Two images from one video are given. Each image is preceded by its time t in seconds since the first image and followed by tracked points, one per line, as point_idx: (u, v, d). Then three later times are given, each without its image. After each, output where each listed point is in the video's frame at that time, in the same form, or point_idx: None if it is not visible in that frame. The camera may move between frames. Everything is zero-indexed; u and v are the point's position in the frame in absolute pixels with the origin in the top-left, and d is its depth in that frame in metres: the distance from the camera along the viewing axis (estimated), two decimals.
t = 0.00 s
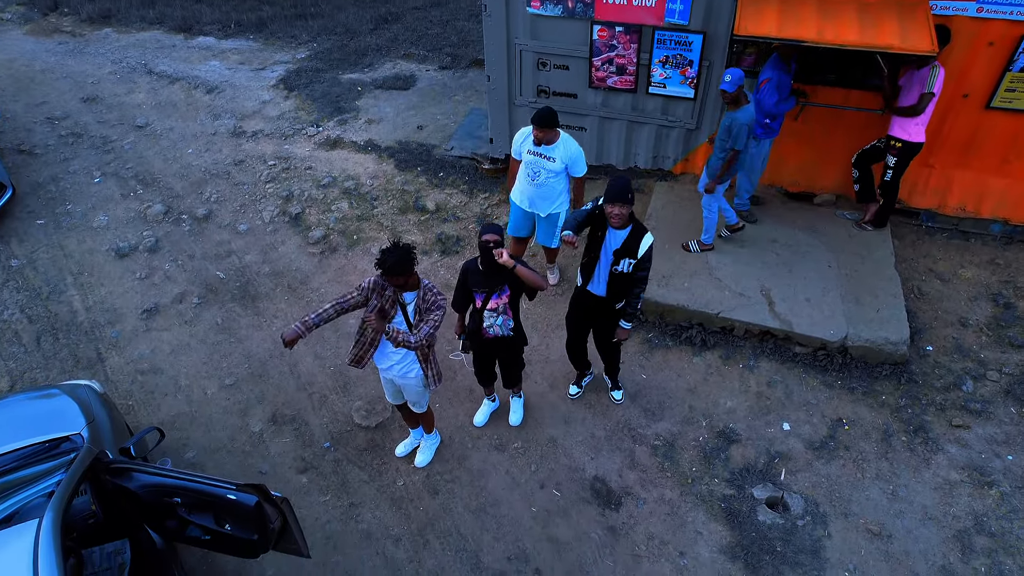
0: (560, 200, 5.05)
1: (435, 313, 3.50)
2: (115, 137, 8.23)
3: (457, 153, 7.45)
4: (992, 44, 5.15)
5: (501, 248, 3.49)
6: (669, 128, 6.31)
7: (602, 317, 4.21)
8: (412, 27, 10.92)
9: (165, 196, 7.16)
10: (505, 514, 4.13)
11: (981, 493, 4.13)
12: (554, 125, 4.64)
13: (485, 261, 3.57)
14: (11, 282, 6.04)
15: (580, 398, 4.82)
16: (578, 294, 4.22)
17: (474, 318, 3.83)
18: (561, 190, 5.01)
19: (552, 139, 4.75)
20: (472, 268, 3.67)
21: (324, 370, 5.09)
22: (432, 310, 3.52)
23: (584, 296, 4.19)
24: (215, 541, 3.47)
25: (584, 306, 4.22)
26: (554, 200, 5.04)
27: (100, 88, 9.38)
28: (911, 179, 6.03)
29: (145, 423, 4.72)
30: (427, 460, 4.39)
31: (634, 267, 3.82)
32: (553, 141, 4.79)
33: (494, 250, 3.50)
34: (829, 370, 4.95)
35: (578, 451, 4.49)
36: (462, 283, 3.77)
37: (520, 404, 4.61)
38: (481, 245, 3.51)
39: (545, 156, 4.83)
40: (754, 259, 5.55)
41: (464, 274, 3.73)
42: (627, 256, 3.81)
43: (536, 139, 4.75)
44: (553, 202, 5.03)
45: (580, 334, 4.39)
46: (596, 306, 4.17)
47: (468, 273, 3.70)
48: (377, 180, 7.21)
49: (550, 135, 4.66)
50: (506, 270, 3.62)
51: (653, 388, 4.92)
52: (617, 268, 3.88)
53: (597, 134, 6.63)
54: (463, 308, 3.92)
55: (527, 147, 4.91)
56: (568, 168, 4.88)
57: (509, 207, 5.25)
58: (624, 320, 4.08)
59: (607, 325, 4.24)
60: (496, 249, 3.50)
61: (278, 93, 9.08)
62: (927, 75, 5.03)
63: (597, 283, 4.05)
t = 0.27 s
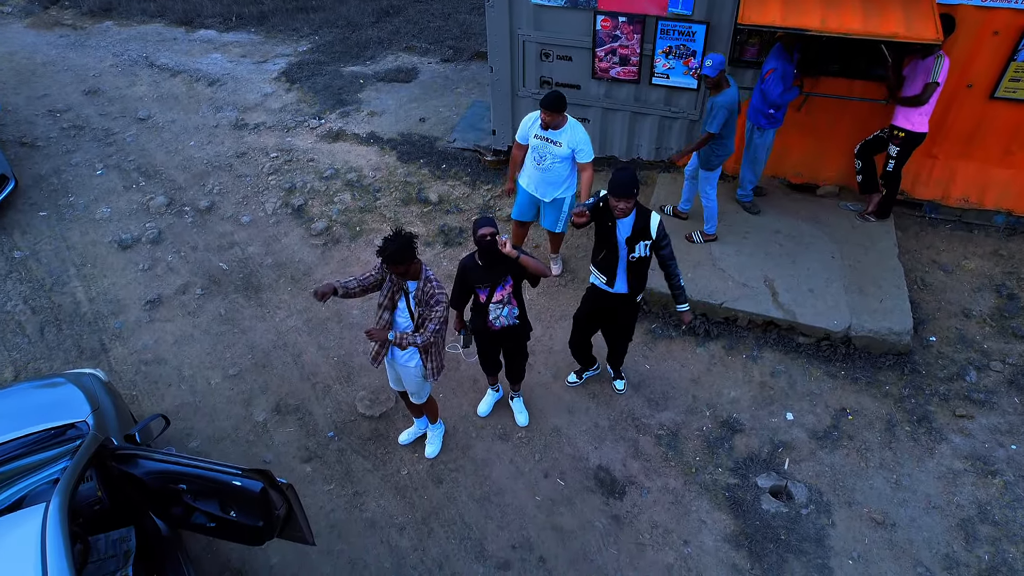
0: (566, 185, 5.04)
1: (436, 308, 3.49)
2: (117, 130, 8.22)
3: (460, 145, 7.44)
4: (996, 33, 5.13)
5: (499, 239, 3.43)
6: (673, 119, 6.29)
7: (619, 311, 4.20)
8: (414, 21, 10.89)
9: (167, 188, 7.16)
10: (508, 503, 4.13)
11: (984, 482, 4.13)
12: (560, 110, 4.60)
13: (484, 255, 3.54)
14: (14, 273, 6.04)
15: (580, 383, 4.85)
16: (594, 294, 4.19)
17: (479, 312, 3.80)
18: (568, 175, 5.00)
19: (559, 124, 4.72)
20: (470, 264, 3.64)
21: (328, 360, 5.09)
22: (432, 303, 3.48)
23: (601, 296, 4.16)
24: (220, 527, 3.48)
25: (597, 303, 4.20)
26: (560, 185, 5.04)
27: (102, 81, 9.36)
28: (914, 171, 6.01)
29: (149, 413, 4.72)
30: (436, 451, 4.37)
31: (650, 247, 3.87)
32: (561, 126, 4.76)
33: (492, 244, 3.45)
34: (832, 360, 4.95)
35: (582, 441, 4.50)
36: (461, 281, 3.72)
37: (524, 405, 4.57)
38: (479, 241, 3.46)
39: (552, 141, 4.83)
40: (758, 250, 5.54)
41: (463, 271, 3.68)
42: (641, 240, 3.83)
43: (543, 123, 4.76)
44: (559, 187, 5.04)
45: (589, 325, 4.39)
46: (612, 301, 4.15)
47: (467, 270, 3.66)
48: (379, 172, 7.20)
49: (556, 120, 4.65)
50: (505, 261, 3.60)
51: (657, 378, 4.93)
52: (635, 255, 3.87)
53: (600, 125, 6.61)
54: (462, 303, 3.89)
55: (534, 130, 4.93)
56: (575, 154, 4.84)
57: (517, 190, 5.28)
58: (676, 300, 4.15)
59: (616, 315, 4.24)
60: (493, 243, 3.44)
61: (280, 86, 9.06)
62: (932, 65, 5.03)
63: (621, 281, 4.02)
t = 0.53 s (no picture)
0: (561, 177, 5.07)
1: (432, 294, 3.47)
2: (124, 129, 8.29)
3: (464, 144, 7.50)
4: (996, 31, 5.18)
5: (509, 238, 3.55)
6: (676, 117, 6.35)
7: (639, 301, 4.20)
8: (418, 22, 10.97)
9: (174, 185, 7.22)
10: (514, 494, 4.17)
11: (986, 474, 4.16)
12: (555, 99, 4.65)
13: (494, 256, 3.59)
14: (23, 269, 6.10)
15: (591, 389, 4.82)
16: (614, 291, 4.16)
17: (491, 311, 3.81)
18: (563, 166, 5.03)
19: (554, 114, 4.77)
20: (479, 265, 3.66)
21: (334, 354, 5.14)
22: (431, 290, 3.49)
23: (621, 291, 4.14)
24: (229, 514, 3.52)
25: (615, 300, 4.18)
26: (555, 176, 5.08)
27: (109, 81, 9.44)
28: (915, 168, 6.05)
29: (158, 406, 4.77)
30: (440, 443, 4.42)
31: (660, 224, 3.95)
32: (556, 116, 4.81)
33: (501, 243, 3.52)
34: (835, 354, 4.99)
35: (587, 433, 4.54)
36: (472, 281, 3.74)
37: (531, 408, 4.54)
38: (489, 241, 3.54)
39: (546, 131, 4.88)
40: (760, 246, 5.58)
41: (473, 272, 3.71)
42: (649, 219, 3.90)
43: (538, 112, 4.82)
44: (554, 178, 5.08)
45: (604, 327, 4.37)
46: (631, 293, 4.14)
47: (477, 270, 3.69)
48: (385, 170, 7.25)
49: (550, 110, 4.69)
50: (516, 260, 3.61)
51: (660, 371, 4.97)
52: (647, 234, 3.93)
53: (604, 123, 6.67)
54: (471, 303, 3.90)
55: (532, 121, 4.99)
56: (569, 145, 4.87)
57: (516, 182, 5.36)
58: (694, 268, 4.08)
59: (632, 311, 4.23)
60: (504, 242, 3.53)
61: (285, 86, 9.14)
62: (934, 62, 5.06)
63: (638, 268, 4.03)
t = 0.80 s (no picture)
0: (546, 173, 5.17)
1: (438, 282, 3.54)
2: (129, 131, 8.38)
3: (466, 145, 7.58)
4: (991, 31, 5.27)
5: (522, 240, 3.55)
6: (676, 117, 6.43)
7: (633, 298, 4.25)
8: (420, 26, 11.09)
9: (180, 186, 7.29)
10: (518, 486, 4.22)
11: (984, 465, 4.21)
12: (538, 96, 4.76)
13: (507, 256, 3.58)
14: (30, 268, 6.16)
15: (594, 387, 4.85)
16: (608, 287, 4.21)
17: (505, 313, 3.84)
18: (548, 163, 5.13)
19: (538, 110, 4.88)
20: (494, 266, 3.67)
21: (340, 350, 5.20)
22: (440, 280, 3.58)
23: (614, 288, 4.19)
24: (237, 503, 3.57)
25: (612, 296, 4.24)
26: (541, 172, 5.18)
27: (114, 84, 9.54)
28: (912, 167, 6.13)
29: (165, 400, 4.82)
30: (445, 435, 4.45)
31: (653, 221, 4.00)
32: (541, 113, 4.91)
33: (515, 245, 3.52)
34: (834, 349, 5.05)
35: (590, 426, 4.59)
36: (487, 282, 3.76)
37: (535, 402, 4.59)
38: (503, 242, 3.55)
39: (530, 127, 4.99)
40: (760, 243, 5.65)
41: (488, 273, 3.72)
42: (643, 215, 3.95)
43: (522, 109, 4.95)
44: (539, 175, 5.18)
45: (605, 320, 4.43)
46: (626, 290, 4.19)
47: (493, 271, 3.70)
48: (388, 171, 7.33)
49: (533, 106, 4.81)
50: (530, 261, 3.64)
51: (662, 366, 5.03)
52: (640, 231, 3.98)
53: (605, 124, 6.76)
54: (485, 306, 3.94)
55: (517, 118, 5.08)
56: (553, 141, 4.96)
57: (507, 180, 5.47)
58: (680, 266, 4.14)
59: (630, 307, 4.29)
60: (518, 244, 3.54)
61: (289, 89, 9.24)
62: (931, 61, 5.17)
63: (631, 265, 4.06)
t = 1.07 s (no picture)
0: (531, 171, 5.30)
1: (449, 277, 3.62)
2: (130, 136, 8.42)
3: (465, 148, 7.65)
4: (982, 33, 5.36)
5: (531, 241, 3.58)
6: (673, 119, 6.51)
7: (621, 298, 4.31)
8: (419, 32, 11.18)
9: (181, 189, 7.34)
10: (519, 482, 4.26)
11: (980, 459, 4.26)
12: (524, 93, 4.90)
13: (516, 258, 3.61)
14: (32, 271, 6.19)
15: (594, 383, 4.91)
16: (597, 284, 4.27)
17: (510, 315, 3.87)
18: (533, 160, 5.26)
19: (524, 108, 5.02)
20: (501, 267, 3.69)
21: (342, 350, 5.24)
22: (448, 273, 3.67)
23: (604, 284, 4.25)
24: (241, 500, 3.61)
25: (602, 292, 4.30)
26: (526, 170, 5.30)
27: (115, 89, 9.60)
28: (907, 168, 6.20)
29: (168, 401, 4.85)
30: (447, 434, 4.50)
31: (646, 227, 4.07)
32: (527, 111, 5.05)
33: (523, 246, 3.55)
34: (831, 346, 5.10)
35: (590, 423, 4.64)
36: (494, 285, 3.77)
37: (536, 400, 4.63)
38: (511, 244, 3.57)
39: (515, 125, 5.14)
40: (757, 243, 5.72)
41: (495, 274, 3.74)
42: (637, 220, 4.01)
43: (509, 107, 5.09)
44: (524, 172, 5.30)
45: (595, 318, 4.48)
46: (615, 287, 4.25)
47: (499, 273, 3.71)
48: (388, 173, 7.39)
49: (519, 103, 4.95)
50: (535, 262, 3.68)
51: (661, 364, 5.08)
52: (632, 235, 4.04)
53: (603, 126, 6.83)
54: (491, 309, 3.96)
55: (506, 116, 5.22)
56: (537, 138, 5.10)
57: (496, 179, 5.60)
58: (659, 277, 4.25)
59: (621, 306, 4.33)
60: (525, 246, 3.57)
61: (289, 93, 9.30)
62: (923, 63, 5.25)
63: (617, 268, 4.13)
